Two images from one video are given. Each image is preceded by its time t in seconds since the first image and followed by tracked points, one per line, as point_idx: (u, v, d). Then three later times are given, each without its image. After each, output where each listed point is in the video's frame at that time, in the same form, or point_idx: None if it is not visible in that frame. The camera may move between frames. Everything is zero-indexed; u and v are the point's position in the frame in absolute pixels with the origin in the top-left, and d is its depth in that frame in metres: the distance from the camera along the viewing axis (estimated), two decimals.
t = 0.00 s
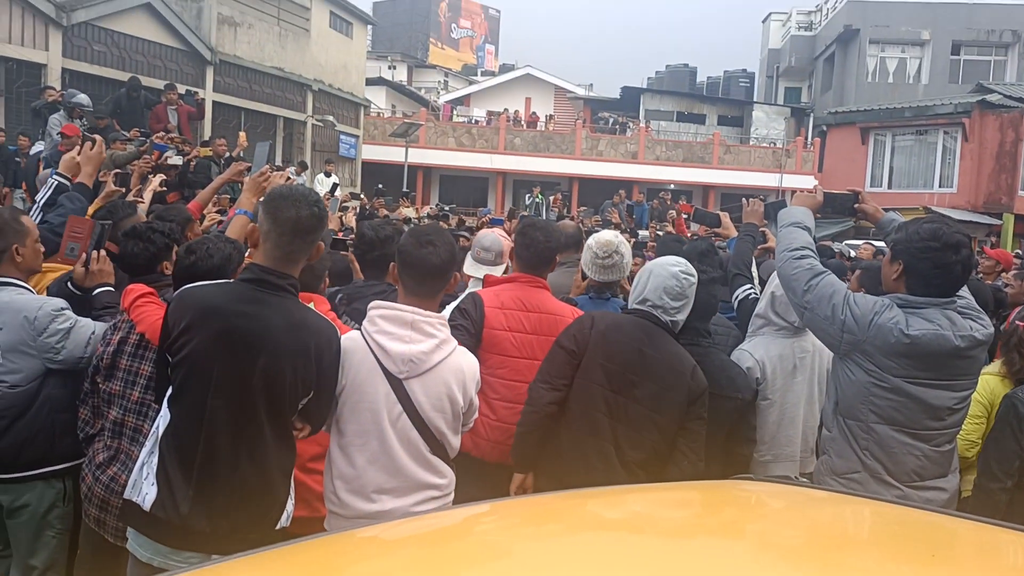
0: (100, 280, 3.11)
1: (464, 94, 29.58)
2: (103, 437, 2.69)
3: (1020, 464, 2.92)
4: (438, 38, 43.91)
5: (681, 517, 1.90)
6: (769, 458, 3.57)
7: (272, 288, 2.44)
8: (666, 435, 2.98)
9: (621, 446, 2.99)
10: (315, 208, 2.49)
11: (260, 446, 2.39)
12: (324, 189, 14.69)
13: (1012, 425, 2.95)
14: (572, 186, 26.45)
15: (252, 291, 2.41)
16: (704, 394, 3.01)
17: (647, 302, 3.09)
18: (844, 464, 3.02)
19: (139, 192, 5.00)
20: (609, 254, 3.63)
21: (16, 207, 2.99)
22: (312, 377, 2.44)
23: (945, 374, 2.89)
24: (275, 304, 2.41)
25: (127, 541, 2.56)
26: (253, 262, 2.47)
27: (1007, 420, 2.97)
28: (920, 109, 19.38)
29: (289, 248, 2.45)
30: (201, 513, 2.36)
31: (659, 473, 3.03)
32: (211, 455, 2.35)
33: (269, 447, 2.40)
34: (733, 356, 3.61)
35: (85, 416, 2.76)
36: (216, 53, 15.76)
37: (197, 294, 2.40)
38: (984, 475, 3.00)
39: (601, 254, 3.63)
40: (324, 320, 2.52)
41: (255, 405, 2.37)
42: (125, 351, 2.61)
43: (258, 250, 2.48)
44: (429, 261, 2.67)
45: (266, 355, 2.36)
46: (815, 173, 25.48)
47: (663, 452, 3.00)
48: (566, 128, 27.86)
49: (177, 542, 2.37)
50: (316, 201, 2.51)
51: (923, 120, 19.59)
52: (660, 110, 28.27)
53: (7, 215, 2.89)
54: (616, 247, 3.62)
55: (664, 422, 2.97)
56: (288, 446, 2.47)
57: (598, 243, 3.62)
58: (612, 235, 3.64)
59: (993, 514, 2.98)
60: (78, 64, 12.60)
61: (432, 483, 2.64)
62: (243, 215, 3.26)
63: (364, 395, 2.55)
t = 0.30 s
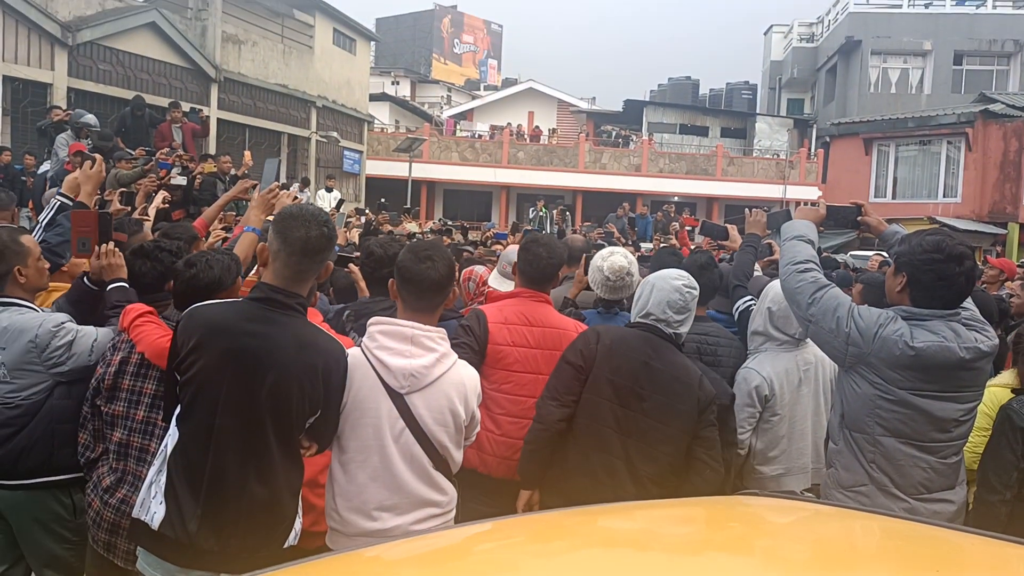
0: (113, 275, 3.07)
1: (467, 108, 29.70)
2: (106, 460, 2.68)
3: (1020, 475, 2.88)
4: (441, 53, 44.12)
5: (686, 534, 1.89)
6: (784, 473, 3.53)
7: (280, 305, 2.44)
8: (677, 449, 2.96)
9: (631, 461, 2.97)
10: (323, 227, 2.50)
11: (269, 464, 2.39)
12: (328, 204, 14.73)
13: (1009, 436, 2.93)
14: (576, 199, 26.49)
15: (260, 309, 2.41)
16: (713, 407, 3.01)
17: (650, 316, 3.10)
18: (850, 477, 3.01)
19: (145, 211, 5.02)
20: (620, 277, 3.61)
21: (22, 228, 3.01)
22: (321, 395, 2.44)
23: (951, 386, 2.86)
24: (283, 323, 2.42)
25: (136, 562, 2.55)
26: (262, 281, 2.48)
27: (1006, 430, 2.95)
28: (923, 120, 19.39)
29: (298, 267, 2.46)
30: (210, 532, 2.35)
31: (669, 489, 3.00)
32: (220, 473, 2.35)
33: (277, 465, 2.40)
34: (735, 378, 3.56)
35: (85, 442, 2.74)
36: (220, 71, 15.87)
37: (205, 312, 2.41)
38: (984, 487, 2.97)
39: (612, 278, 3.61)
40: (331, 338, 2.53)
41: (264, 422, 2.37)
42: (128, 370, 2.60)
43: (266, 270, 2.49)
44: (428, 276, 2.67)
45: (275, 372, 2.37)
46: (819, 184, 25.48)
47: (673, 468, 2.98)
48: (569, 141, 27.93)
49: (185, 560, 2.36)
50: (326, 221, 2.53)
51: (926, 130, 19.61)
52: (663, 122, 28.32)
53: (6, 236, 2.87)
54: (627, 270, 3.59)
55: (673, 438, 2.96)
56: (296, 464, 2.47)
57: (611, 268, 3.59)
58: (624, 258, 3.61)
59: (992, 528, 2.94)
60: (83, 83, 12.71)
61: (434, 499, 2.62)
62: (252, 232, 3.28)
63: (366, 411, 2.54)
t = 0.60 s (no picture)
0: (127, 270, 3.10)
1: (467, 116, 29.77)
2: (101, 481, 2.65)
3: (1014, 485, 2.90)
4: (441, 62, 44.25)
5: (682, 546, 1.89)
6: (788, 477, 3.54)
7: (272, 317, 2.45)
8: (669, 456, 2.98)
9: (624, 469, 2.97)
10: (312, 238, 2.51)
11: (262, 475, 2.39)
12: (328, 213, 14.75)
13: (1006, 446, 2.94)
14: (576, 207, 26.53)
15: (250, 321, 2.41)
16: (704, 412, 3.02)
17: (635, 323, 3.09)
18: (847, 486, 3.01)
19: (146, 220, 5.04)
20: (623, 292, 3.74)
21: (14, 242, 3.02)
22: (313, 404, 2.45)
23: (947, 395, 2.87)
24: (273, 333, 2.42)
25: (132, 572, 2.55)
26: (252, 292, 2.48)
27: (1001, 439, 2.95)
28: (922, 126, 19.45)
29: (287, 278, 2.46)
30: (203, 544, 2.36)
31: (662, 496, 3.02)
32: (213, 484, 2.36)
33: (270, 476, 2.40)
34: (748, 382, 3.57)
35: (75, 466, 2.69)
36: (221, 80, 15.92)
37: (194, 325, 2.40)
38: (979, 497, 2.98)
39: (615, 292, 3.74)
40: (322, 347, 2.53)
41: (255, 433, 2.37)
42: (115, 388, 2.58)
43: (256, 281, 2.50)
44: (412, 283, 2.68)
45: (264, 383, 2.36)
46: (818, 191, 25.52)
47: (666, 476, 3.00)
48: (569, 149, 27.97)
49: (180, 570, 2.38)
50: (315, 231, 2.53)
51: (925, 137, 19.67)
52: (663, 130, 28.37)
53: None
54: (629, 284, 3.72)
55: (665, 445, 2.97)
56: (290, 474, 2.47)
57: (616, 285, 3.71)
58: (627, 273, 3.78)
59: (990, 540, 2.94)
60: (84, 93, 12.78)
61: (426, 508, 2.64)
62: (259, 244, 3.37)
63: (360, 422, 2.56)
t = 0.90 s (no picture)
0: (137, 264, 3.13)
1: (467, 121, 29.80)
2: (98, 489, 2.65)
3: (1015, 490, 2.90)
4: (441, 67, 44.29)
5: (680, 551, 1.89)
6: (791, 477, 3.54)
7: (249, 318, 2.45)
8: (651, 455, 2.98)
9: (608, 471, 2.97)
10: (282, 237, 2.49)
11: (243, 475, 2.38)
12: (328, 218, 14.75)
13: (1006, 452, 2.93)
14: (576, 212, 26.55)
15: (226, 323, 2.42)
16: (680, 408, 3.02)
17: (601, 327, 3.09)
18: (848, 491, 3.01)
19: (147, 226, 5.03)
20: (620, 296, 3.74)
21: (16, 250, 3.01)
22: (293, 404, 2.44)
23: (948, 400, 2.86)
24: (248, 335, 2.42)
25: None
26: (227, 294, 2.49)
27: (1002, 445, 2.95)
28: (922, 131, 19.46)
29: (259, 278, 2.46)
30: (186, 547, 2.35)
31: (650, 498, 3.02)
32: (194, 487, 2.35)
33: (251, 477, 2.40)
34: (761, 375, 3.60)
35: (70, 478, 2.68)
36: (221, 85, 15.95)
37: (171, 330, 2.41)
38: (980, 502, 2.97)
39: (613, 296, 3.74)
40: (303, 347, 2.53)
41: (234, 434, 2.36)
42: (107, 399, 2.54)
43: (231, 283, 2.50)
44: (405, 288, 2.68)
45: (242, 384, 2.36)
46: (818, 196, 25.55)
47: (651, 478, 2.99)
48: (569, 154, 27.98)
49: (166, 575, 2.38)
50: (285, 230, 2.52)
51: (924, 141, 19.70)
52: (663, 134, 28.40)
53: None
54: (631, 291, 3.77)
55: (650, 447, 2.97)
56: (273, 476, 2.46)
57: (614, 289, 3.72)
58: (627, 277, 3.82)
59: (991, 545, 2.93)
60: (86, 99, 12.82)
61: (426, 512, 2.63)
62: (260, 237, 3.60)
63: (355, 428, 2.56)
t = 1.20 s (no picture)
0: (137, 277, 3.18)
1: (467, 124, 29.83)
2: (100, 487, 2.63)
3: (1015, 492, 2.89)
4: (441, 70, 44.29)
5: (682, 553, 1.89)
6: (795, 475, 3.53)
7: (215, 317, 2.45)
8: (610, 446, 3.06)
9: (569, 467, 3.03)
10: (240, 233, 2.49)
11: (219, 473, 2.40)
12: (328, 221, 14.75)
13: (1007, 454, 2.92)
14: (576, 214, 26.55)
15: (194, 323, 2.43)
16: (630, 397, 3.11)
17: (546, 331, 3.13)
18: (848, 494, 3.00)
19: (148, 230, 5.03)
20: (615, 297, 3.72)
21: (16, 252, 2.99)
22: (267, 400, 2.47)
23: (949, 402, 2.85)
24: (216, 332, 2.43)
25: None
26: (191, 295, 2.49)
27: (1002, 447, 2.94)
28: (922, 133, 19.47)
29: (220, 275, 2.46)
30: (166, 548, 2.37)
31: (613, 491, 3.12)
32: (172, 488, 2.37)
33: (228, 474, 2.42)
34: (770, 369, 3.61)
35: (73, 475, 2.67)
36: (222, 89, 15.97)
37: (140, 335, 2.42)
38: (980, 504, 2.97)
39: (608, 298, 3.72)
40: (272, 340, 2.55)
41: (208, 433, 2.38)
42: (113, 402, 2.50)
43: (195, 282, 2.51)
44: (400, 290, 2.68)
45: (214, 383, 2.38)
46: (818, 198, 25.56)
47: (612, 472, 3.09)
48: (570, 157, 27.97)
49: None
50: (240, 224, 2.51)
51: (925, 143, 19.71)
52: (663, 137, 28.46)
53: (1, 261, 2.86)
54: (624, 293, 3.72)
55: (610, 440, 3.07)
56: (251, 473, 2.48)
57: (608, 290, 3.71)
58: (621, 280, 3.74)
59: (992, 547, 2.93)
60: (86, 102, 12.84)
61: (426, 515, 2.62)
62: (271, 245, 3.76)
63: (349, 430, 2.56)
